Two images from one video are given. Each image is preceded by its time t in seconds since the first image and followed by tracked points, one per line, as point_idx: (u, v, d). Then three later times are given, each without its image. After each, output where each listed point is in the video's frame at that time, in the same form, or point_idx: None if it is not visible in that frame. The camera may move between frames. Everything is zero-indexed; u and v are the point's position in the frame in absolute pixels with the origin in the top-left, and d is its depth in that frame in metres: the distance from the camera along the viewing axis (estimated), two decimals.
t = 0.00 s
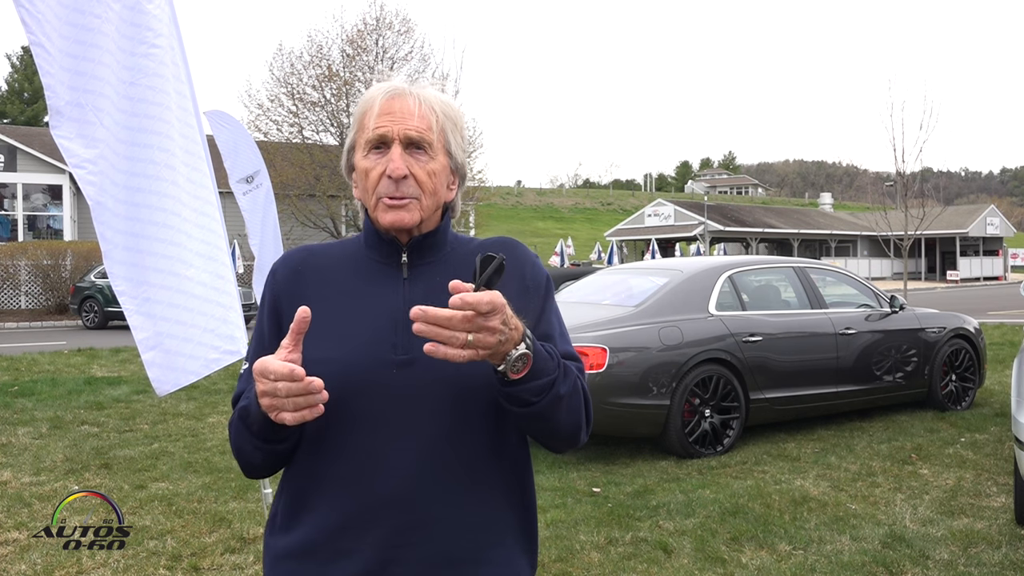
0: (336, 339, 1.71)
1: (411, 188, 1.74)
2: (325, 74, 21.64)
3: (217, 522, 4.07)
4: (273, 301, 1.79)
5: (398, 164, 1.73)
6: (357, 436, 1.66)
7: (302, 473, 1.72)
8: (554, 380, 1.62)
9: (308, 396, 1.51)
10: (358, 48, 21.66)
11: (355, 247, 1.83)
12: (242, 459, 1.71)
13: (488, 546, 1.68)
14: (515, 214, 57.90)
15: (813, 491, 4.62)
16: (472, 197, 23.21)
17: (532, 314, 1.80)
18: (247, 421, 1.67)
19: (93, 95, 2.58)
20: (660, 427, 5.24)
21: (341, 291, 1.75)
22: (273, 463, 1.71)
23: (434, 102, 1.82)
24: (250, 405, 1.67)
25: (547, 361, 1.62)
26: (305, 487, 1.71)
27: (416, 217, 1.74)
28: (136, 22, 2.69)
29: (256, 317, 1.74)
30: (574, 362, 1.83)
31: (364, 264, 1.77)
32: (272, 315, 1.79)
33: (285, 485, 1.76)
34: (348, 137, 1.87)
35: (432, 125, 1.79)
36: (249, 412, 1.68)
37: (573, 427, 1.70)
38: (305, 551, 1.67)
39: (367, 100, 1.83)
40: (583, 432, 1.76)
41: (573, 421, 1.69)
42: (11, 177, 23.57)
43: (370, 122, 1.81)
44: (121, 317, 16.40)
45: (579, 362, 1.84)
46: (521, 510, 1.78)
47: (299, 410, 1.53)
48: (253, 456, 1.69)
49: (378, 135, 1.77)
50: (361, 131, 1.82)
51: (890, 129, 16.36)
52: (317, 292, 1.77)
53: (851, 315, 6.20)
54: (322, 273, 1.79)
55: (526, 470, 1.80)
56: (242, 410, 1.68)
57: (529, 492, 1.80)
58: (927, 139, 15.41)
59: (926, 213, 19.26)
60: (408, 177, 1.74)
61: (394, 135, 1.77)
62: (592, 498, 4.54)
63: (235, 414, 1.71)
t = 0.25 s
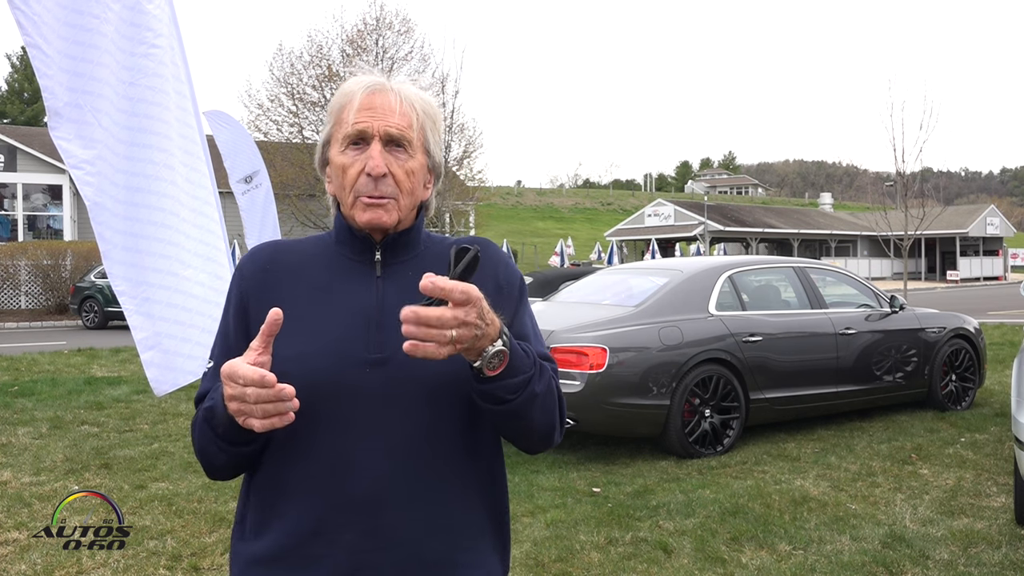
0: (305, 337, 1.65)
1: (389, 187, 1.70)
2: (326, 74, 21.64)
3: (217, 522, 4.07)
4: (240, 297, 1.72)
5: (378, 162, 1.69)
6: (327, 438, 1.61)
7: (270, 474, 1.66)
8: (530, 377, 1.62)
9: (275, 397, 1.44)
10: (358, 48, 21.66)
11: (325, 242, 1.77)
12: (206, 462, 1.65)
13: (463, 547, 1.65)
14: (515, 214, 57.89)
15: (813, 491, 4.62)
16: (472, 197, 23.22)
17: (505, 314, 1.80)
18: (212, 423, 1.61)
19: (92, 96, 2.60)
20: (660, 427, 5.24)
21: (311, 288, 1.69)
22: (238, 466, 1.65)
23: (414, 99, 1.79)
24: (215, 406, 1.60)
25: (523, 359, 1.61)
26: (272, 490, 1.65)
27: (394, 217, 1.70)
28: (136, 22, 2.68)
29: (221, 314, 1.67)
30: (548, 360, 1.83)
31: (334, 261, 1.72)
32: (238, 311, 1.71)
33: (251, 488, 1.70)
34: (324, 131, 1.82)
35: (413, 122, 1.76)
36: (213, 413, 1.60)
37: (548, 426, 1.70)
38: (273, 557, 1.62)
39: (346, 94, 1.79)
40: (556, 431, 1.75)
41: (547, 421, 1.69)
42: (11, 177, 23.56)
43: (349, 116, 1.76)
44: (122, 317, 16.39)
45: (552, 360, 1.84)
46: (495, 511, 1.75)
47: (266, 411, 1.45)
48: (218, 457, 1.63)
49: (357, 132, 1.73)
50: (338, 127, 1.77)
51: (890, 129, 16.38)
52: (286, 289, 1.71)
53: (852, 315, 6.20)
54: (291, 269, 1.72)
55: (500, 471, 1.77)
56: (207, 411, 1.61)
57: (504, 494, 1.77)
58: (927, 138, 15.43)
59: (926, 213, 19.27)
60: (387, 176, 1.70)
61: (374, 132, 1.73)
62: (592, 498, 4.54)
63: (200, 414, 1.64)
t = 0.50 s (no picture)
0: (299, 342, 1.63)
1: (398, 185, 1.70)
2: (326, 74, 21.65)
3: (217, 522, 4.07)
4: (226, 302, 1.69)
5: (389, 160, 1.67)
6: (323, 444, 1.59)
7: (263, 482, 1.64)
8: (520, 384, 1.63)
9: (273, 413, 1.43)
10: (358, 48, 21.66)
11: (312, 242, 1.75)
12: (199, 472, 1.64)
13: (462, 550, 1.65)
14: (515, 215, 57.90)
15: (813, 491, 4.62)
16: (472, 197, 23.24)
17: (496, 313, 1.80)
18: (205, 435, 1.60)
19: (90, 96, 2.59)
20: (660, 427, 5.24)
21: (300, 291, 1.67)
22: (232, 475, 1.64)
23: (405, 95, 1.79)
24: (207, 418, 1.59)
25: (513, 365, 1.62)
26: (265, 498, 1.64)
27: (404, 215, 1.70)
28: (135, 23, 2.68)
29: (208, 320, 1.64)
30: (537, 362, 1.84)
31: (323, 263, 1.70)
32: (225, 316, 1.68)
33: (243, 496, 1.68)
34: (313, 127, 1.74)
35: (409, 120, 1.76)
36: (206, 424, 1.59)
37: (539, 432, 1.70)
38: (269, 566, 1.60)
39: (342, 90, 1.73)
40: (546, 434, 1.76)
41: (538, 426, 1.70)
42: (11, 177, 23.56)
43: (346, 111, 1.71)
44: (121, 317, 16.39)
45: (542, 362, 1.85)
46: (486, 511, 1.75)
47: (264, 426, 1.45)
48: (211, 466, 1.61)
49: (361, 128, 1.69)
50: (335, 121, 1.71)
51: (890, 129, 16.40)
52: (275, 293, 1.68)
53: (852, 315, 6.20)
54: (279, 272, 1.70)
55: (489, 471, 1.78)
56: (199, 423, 1.60)
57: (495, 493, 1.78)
58: (926, 138, 15.44)
59: (926, 213, 19.28)
60: (396, 174, 1.69)
61: (380, 130, 1.70)
62: (592, 498, 4.54)
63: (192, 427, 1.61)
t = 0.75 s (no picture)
0: (300, 345, 1.62)
1: (408, 189, 1.71)
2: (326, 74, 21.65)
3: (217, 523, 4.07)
4: (223, 303, 1.67)
5: (402, 165, 1.69)
6: (326, 448, 1.59)
7: (262, 486, 1.62)
8: (525, 391, 1.64)
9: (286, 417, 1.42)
10: (358, 48, 21.67)
11: (308, 243, 1.74)
12: (198, 477, 1.62)
13: (464, 549, 1.66)
14: (515, 215, 57.91)
15: (812, 491, 4.62)
16: (472, 197, 23.25)
17: (494, 315, 1.81)
18: (206, 440, 1.58)
19: (89, 97, 2.59)
20: (660, 427, 5.24)
21: (299, 293, 1.66)
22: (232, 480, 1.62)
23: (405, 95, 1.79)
24: (209, 422, 1.57)
25: (519, 373, 1.64)
26: (264, 503, 1.62)
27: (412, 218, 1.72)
28: (133, 23, 2.67)
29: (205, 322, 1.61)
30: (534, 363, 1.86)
31: (321, 264, 1.70)
32: (221, 318, 1.66)
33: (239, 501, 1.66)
34: (318, 128, 1.70)
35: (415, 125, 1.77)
36: (208, 428, 1.57)
37: (540, 436, 1.72)
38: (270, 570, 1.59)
39: (352, 92, 1.70)
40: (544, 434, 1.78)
41: (540, 430, 1.72)
42: (11, 177, 23.56)
43: (357, 113, 1.69)
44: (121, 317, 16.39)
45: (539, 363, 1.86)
46: (484, 511, 1.77)
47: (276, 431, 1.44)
48: (211, 471, 1.59)
49: (374, 132, 1.68)
50: (344, 123, 1.69)
51: (890, 129, 16.41)
52: (273, 294, 1.67)
53: (852, 315, 6.20)
54: (277, 273, 1.68)
55: (487, 471, 1.78)
56: (200, 427, 1.58)
57: (491, 492, 1.79)
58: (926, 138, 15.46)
59: (926, 213, 19.28)
60: (407, 177, 1.71)
61: (393, 134, 1.70)
62: (591, 498, 4.54)
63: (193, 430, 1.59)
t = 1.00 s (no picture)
0: (299, 346, 1.62)
1: (406, 187, 1.71)
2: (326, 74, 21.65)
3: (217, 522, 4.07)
4: (220, 304, 1.67)
5: (401, 164, 1.69)
6: (326, 449, 1.59)
7: (260, 488, 1.62)
8: (525, 387, 1.64)
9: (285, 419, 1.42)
10: (358, 48, 21.68)
11: (306, 243, 1.74)
12: (196, 481, 1.61)
13: (464, 549, 1.66)
14: (515, 215, 57.91)
15: (812, 491, 4.62)
16: (472, 197, 23.26)
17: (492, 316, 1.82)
18: (204, 442, 1.57)
19: (87, 98, 2.59)
20: (660, 427, 5.24)
21: (297, 293, 1.66)
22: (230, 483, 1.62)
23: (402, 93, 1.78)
24: (208, 424, 1.57)
25: (519, 369, 1.63)
26: (263, 505, 1.62)
27: (411, 216, 1.72)
28: (131, 24, 2.66)
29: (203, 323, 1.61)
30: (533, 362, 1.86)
31: (318, 264, 1.70)
32: (219, 319, 1.66)
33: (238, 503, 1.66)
34: (316, 128, 1.70)
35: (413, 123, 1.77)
36: (206, 431, 1.57)
37: (539, 436, 1.73)
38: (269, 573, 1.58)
39: (349, 91, 1.71)
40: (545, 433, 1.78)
41: (539, 428, 1.72)
42: (11, 177, 23.56)
43: (355, 113, 1.69)
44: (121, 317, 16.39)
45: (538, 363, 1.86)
46: (483, 512, 1.77)
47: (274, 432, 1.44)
48: (209, 473, 1.59)
49: (372, 130, 1.68)
50: (342, 122, 1.69)
51: (890, 129, 16.42)
52: (271, 295, 1.67)
53: (852, 315, 6.20)
54: (274, 274, 1.68)
55: (485, 471, 1.79)
56: (197, 430, 1.58)
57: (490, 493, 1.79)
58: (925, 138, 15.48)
59: (926, 213, 19.29)
60: (405, 176, 1.71)
61: (391, 132, 1.69)
62: (592, 498, 4.54)
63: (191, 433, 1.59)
